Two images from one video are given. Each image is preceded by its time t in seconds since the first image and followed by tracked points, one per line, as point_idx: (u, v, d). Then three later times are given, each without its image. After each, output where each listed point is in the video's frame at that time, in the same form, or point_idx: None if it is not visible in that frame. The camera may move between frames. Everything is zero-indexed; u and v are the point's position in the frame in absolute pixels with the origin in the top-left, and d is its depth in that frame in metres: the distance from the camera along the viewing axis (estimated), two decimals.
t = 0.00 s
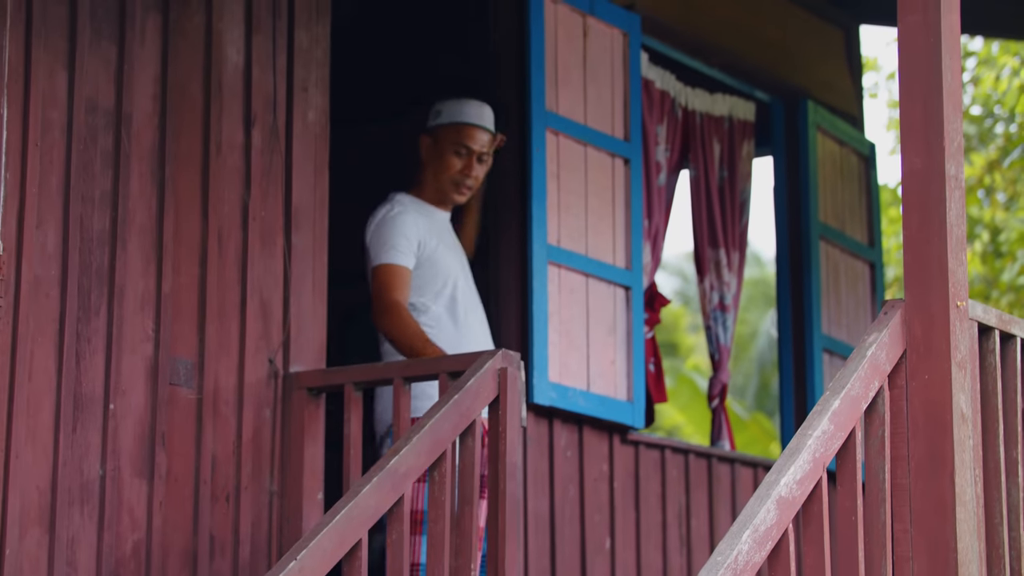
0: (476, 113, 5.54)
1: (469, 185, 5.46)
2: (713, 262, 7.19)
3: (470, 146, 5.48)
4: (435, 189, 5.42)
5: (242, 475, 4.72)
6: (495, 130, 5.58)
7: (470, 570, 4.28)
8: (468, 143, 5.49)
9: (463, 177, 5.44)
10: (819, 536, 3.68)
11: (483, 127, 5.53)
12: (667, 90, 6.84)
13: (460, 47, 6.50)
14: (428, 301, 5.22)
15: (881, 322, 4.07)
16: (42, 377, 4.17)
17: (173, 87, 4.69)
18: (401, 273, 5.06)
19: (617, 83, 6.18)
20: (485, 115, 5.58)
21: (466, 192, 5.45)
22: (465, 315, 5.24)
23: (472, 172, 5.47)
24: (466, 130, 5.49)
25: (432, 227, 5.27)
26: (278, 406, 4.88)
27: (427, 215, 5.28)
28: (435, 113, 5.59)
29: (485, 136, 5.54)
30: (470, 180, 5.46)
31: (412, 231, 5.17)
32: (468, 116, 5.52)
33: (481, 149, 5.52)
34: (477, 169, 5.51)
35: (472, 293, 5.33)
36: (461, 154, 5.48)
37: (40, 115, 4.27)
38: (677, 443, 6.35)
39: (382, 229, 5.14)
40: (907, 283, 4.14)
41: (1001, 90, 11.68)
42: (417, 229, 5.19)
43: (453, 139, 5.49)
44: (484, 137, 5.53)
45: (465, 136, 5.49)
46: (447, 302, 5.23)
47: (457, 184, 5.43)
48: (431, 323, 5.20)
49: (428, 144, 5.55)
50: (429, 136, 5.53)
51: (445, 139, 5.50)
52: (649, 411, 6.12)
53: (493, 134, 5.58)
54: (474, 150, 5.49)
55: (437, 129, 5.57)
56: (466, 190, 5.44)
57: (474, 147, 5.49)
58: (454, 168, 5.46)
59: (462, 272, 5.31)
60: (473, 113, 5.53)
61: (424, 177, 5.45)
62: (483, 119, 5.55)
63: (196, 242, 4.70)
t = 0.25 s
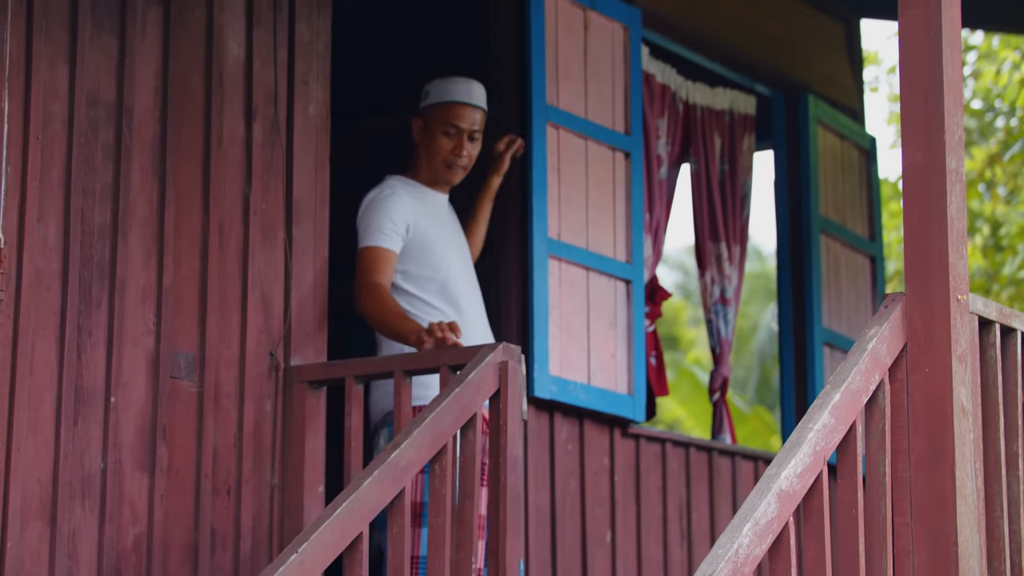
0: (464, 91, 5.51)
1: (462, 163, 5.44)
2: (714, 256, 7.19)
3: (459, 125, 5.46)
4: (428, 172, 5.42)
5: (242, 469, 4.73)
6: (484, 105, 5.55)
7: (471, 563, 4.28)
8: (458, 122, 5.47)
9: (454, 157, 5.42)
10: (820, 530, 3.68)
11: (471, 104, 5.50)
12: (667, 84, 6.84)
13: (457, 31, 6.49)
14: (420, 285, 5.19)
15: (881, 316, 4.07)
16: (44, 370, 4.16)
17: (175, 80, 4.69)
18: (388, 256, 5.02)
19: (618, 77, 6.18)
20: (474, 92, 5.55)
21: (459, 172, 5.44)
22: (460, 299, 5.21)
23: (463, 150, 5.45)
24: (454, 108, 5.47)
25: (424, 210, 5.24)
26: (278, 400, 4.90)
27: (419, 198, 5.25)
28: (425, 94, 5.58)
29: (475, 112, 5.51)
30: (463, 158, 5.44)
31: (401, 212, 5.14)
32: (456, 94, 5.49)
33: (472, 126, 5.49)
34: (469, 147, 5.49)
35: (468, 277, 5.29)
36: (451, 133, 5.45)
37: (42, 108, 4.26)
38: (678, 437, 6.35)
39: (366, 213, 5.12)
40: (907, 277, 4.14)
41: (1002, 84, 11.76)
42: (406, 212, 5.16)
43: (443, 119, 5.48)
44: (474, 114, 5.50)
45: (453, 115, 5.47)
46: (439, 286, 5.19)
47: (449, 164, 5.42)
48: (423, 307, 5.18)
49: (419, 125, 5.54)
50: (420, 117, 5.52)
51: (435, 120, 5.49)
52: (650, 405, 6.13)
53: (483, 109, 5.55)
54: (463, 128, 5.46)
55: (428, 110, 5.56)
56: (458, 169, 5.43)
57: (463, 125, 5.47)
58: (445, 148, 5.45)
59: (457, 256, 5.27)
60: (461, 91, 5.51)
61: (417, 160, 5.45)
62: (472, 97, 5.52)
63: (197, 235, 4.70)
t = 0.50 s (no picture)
0: (455, 76, 5.37)
1: (455, 150, 5.30)
2: (714, 249, 7.19)
3: (450, 111, 5.32)
4: (421, 160, 5.30)
5: (242, 462, 4.74)
6: (478, 90, 5.40)
7: (470, 557, 4.28)
8: (449, 108, 5.33)
9: (445, 143, 5.28)
10: (819, 523, 3.68)
11: (462, 90, 5.36)
12: (667, 77, 6.83)
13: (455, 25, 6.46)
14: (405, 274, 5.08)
15: (881, 309, 4.07)
16: (44, 363, 4.16)
17: (174, 74, 4.69)
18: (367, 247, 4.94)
19: (618, 70, 6.18)
20: (467, 77, 5.40)
21: (452, 159, 5.30)
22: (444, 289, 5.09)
23: (455, 136, 5.31)
24: (445, 95, 5.34)
25: (412, 196, 5.14)
26: (278, 393, 4.90)
27: (405, 184, 5.16)
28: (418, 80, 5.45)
29: (467, 97, 5.37)
30: (455, 144, 5.30)
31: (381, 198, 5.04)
32: (447, 80, 5.36)
33: (464, 112, 5.35)
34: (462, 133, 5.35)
35: (458, 267, 5.18)
36: (443, 119, 5.32)
37: (41, 102, 4.26)
38: (678, 430, 6.36)
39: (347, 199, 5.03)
40: (907, 270, 4.14)
41: (1002, 77, 11.76)
42: (388, 198, 5.07)
43: (434, 106, 5.34)
44: (467, 100, 5.36)
45: (444, 101, 5.33)
46: (421, 275, 5.08)
47: (441, 151, 5.28)
48: (405, 298, 5.08)
49: (413, 113, 5.42)
50: (414, 105, 5.40)
51: (427, 106, 5.36)
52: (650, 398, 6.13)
53: (477, 94, 5.40)
54: (455, 114, 5.32)
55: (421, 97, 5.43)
56: (450, 156, 5.29)
57: (455, 111, 5.33)
58: (437, 135, 5.31)
59: (444, 244, 5.16)
60: (453, 77, 5.37)
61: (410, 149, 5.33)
62: (464, 82, 5.38)
63: (198, 229, 4.70)
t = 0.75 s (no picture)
0: (440, 63, 5.24)
1: (447, 136, 5.15)
2: (714, 246, 7.19)
3: (436, 99, 5.19)
4: (416, 154, 5.18)
5: (243, 459, 4.74)
6: (465, 74, 5.25)
7: (469, 554, 4.27)
8: (435, 95, 5.20)
9: (435, 132, 5.14)
10: (819, 519, 3.68)
11: (447, 76, 5.22)
12: (667, 74, 6.83)
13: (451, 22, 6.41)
14: (395, 268, 5.03)
15: (881, 305, 4.07)
16: (44, 359, 4.16)
17: (174, 70, 4.68)
18: (351, 242, 4.92)
19: (618, 66, 6.19)
20: (454, 62, 5.25)
21: (445, 148, 5.15)
22: (435, 285, 5.01)
23: (444, 123, 5.16)
24: (430, 83, 5.21)
25: (407, 189, 5.08)
26: (278, 390, 4.91)
27: (403, 176, 5.10)
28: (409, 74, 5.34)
29: (454, 82, 5.22)
30: (445, 130, 5.15)
31: (370, 190, 5.01)
32: (432, 68, 5.23)
33: (452, 98, 5.20)
34: (453, 119, 5.20)
35: (454, 263, 5.08)
36: (431, 108, 5.19)
37: (41, 98, 4.25)
38: (678, 426, 6.36)
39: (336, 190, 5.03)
40: (907, 267, 4.14)
41: (1002, 73, 11.69)
42: (378, 192, 5.02)
43: (423, 96, 5.22)
44: (453, 85, 5.22)
45: (430, 90, 5.21)
46: (407, 270, 5.02)
47: (432, 139, 5.14)
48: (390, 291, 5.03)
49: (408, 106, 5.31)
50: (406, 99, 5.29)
51: (416, 97, 5.24)
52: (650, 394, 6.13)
53: (465, 78, 5.24)
54: (442, 102, 5.18)
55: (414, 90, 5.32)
56: (443, 144, 5.14)
57: (442, 99, 5.19)
58: (427, 125, 5.18)
59: (439, 239, 5.08)
60: (437, 64, 5.24)
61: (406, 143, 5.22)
62: (450, 68, 5.24)
63: (198, 226, 4.70)
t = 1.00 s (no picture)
0: (450, 56, 5.12)
1: (459, 130, 5.01)
2: (715, 248, 7.20)
3: (447, 93, 5.06)
4: (432, 152, 5.06)
5: (243, 461, 4.75)
6: (475, 67, 5.11)
7: (470, 556, 4.28)
8: (446, 90, 5.08)
9: (446, 126, 5.01)
10: (821, 522, 3.69)
11: (457, 69, 5.10)
12: (667, 75, 6.83)
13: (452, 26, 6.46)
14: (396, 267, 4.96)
15: (882, 307, 4.07)
16: (45, 362, 4.16)
17: (175, 72, 4.68)
18: (350, 237, 4.91)
19: (618, 68, 6.19)
20: (465, 56, 5.13)
21: (459, 142, 5.01)
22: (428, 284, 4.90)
23: (455, 117, 5.03)
24: (441, 78, 5.09)
25: (415, 185, 4.99)
26: (279, 393, 4.92)
27: (416, 170, 5.02)
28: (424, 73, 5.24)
29: (464, 76, 5.09)
30: (457, 124, 5.01)
31: (374, 183, 4.96)
32: (442, 63, 5.12)
33: (463, 91, 5.07)
34: (465, 113, 5.06)
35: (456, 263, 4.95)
36: (443, 103, 5.07)
37: (43, 101, 4.24)
38: (679, 428, 6.36)
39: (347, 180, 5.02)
40: (908, 269, 4.14)
41: (1002, 76, 11.77)
42: (384, 184, 4.97)
43: (434, 91, 5.10)
44: (464, 79, 5.09)
45: (440, 85, 5.09)
46: (406, 266, 4.93)
47: (444, 134, 5.01)
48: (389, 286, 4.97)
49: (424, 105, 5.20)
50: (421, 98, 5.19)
51: (428, 94, 5.12)
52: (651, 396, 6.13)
53: (475, 71, 5.11)
54: (452, 96, 5.06)
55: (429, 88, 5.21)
56: (456, 138, 5.00)
57: (452, 92, 5.06)
58: (438, 121, 5.05)
59: (442, 239, 4.95)
60: (448, 58, 5.12)
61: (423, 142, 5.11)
62: (460, 61, 5.12)
63: (198, 227, 4.70)
